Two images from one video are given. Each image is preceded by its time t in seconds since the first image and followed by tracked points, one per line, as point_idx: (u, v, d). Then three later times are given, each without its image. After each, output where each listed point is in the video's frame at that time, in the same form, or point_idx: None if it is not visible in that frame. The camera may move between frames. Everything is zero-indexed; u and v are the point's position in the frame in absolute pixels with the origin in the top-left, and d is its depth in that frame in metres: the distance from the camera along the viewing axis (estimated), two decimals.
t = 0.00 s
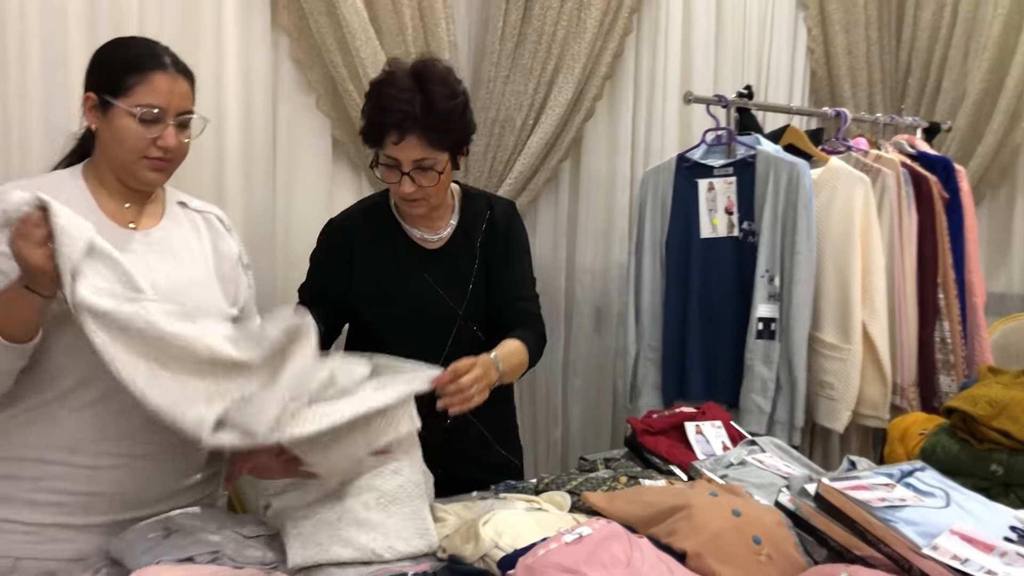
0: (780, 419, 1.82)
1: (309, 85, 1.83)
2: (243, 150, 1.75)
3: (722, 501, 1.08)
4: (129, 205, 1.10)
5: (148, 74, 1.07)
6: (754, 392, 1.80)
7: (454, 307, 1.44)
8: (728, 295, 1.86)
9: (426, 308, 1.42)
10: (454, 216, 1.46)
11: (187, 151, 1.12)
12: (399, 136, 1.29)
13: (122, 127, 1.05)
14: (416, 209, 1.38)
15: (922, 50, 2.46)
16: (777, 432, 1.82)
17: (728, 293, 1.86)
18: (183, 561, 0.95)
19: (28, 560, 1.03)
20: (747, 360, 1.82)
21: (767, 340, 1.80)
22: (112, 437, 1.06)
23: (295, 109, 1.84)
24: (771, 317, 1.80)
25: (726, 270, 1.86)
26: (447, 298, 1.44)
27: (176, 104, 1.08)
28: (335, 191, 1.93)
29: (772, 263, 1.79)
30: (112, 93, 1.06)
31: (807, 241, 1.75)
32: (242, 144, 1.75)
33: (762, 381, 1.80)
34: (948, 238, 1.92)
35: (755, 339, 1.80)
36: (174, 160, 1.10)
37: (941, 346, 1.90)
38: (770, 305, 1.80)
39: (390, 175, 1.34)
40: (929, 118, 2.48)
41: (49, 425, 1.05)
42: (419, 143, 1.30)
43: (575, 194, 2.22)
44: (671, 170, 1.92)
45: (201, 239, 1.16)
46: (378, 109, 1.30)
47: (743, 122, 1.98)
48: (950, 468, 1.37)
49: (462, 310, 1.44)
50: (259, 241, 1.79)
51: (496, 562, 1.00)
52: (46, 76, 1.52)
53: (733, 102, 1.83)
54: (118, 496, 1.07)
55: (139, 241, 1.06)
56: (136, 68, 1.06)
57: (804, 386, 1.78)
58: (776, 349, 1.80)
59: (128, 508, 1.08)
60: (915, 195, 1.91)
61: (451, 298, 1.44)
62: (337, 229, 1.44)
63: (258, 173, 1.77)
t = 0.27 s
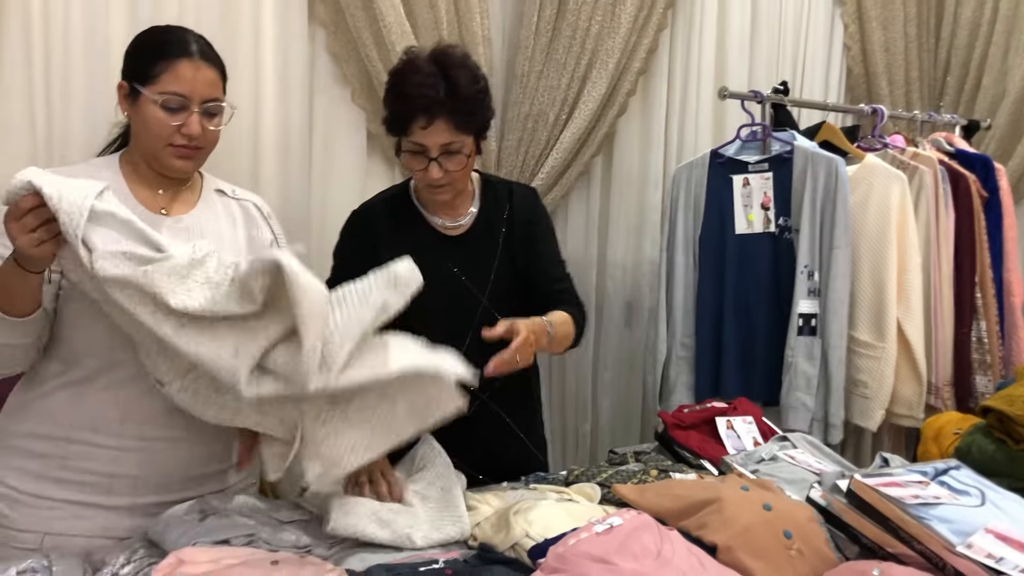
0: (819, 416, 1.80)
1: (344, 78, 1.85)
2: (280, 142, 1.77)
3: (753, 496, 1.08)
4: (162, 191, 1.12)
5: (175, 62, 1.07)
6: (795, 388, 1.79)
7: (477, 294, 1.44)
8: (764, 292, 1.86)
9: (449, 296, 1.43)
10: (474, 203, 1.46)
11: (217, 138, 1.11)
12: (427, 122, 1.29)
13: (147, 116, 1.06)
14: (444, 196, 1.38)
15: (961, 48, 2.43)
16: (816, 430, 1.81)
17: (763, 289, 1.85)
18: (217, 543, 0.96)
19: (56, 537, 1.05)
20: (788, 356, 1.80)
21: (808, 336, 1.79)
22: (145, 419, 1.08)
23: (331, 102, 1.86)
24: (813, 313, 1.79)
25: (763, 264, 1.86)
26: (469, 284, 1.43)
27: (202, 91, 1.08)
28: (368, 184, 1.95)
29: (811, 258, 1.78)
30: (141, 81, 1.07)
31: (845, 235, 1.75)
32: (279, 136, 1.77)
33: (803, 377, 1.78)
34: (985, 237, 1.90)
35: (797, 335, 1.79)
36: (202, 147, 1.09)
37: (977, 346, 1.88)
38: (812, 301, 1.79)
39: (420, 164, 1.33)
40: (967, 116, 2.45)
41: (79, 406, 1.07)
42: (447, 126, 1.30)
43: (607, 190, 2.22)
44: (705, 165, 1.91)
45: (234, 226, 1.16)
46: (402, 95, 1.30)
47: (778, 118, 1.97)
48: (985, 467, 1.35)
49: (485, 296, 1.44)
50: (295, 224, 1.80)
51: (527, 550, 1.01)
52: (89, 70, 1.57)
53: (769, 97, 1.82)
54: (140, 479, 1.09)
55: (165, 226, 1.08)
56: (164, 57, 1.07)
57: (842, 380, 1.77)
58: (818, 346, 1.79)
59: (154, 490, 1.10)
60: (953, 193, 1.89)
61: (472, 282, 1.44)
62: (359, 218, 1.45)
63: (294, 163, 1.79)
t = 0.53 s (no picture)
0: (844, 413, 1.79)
1: (368, 73, 1.85)
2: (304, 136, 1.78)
3: (775, 492, 1.08)
4: (168, 180, 1.13)
5: (176, 52, 1.07)
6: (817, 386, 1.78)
7: (514, 291, 1.41)
8: (787, 289, 1.85)
9: (487, 294, 1.40)
10: (515, 195, 1.45)
11: (220, 127, 1.12)
12: (496, 96, 1.30)
13: (151, 108, 1.07)
14: (492, 184, 1.36)
15: (989, 43, 2.40)
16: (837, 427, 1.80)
17: (787, 286, 1.84)
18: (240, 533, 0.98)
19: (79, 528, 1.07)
20: (811, 353, 1.80)
21: (831, 333, 1.78)
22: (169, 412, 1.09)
23: (354, 97, 1.87)
24: (837, 310, 1.78)
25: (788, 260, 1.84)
26: (508, 283, 1.41)
27: (203, 82, 1.08)
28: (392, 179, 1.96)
29: (836, 255, 1.77)
30: (144, 71, 1.07)
31: (871, 231, 1.74)
32: (303, 131, 1.78)
33: (826, 375, 1.78)
34: (1011, 235, 1.88)
35: (820, 332, 1.78)
36: (205, 137, 1.10)
37: (1002, 345, 1.86)
38: (837, 297, 1.77)
39: (478, 141, 1.32)
40: (995, 112, 2.42)
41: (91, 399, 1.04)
42: (514, 103, 1.32)
43: (629, 185, 2.21)
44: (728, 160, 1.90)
45: (242, 215, 1.17)
46: (465, 73, 1.31)
47: (802, 114, 1.96)
48: (1009, 466, 1.34)
49: (521, 291, 1.42)
50: (316, 222, 1.80)
51: (547, 544, 1.01)
52: (115, 65, 1.58)
53: (793, 94, 1.82)
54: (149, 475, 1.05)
55: (171, 214, 1.10)
56: (166, 47, 1.07)
57: (868, 378, 1.76)
58: (842, 343, 1.78)
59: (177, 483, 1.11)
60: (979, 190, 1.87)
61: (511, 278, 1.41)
62: (397, 213, 1.41)
63: (318, 157, 1.79)
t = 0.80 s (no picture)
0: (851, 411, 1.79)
1: (375, 71, 1.85)
2: (311, 133, 1.79)
3: (781, 489, 1.08)
4: (155, 177, 1.08)
5: (150, 51, 1.00)
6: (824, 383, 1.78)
7: (554, 285, 1.42)
8: (795, 287, 1.84)
9: (530, 287, 1.41)
10: (557, 194, 1.46)
11: (202, 126, 1.05)
12: (557, 89, 1.34)
13: (126, 109, 1.00)
14: (543, 176, 1.38)
15: (999, 40, 2.39)
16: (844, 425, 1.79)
17: (795, 284, 1.84)
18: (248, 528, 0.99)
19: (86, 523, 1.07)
20: (818, 350, 1.79)
21: (839, 331, 1.78)
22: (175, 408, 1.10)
23: (361, 95, 1.87)
24: (844, 307, 1.77)
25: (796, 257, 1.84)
26: (549, 277, 1.42)
27: (179, 81, 1.01)
28: (400, 177, 1.96)
29: (844, 252, 1.76)
30: (120, 69, 1.01)
31: (880, 229, 1.75)
32: (311, 127, 1.78)
33: (833, 372, 1.78)
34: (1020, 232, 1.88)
35: (828, 329, 1.78)
36: (185, 138, 1.04)
37: (1010, 343, 1.85)
38: (845, 295, 1.77)
39: (535, 130, 1.35)
40: (1005, 109, 2.41)
41: (93, 397, 1.02)
42: (570, 95, 1.36)
43: (636, 182, 2.21)
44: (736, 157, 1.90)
45: (234, 208, 1.12)
46: (524, 65, 1.35)
47: (810, 111, 1.95)
48: (1016, 464, 1.34)
49: (559, 286, 1.43)
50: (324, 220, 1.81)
51: (553, 540, 1.01)
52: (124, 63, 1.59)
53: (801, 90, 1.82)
54: (152, 473, 1.04)
55: (162, 211, 1.05)
56: (141, 45, 1.00)
57: (876, 376, 1.76)
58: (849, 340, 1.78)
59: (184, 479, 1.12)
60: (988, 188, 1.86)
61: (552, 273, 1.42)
62: (442, 201, 1.40)
63: (325, 156, 1.81)
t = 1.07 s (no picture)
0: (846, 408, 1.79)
1: (372, 68, 1.85)
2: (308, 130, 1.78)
3: (776, 485, 1.08)
4: (134, 175, 1.07)
5: (120, 56, 0.99)
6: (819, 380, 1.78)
7: (569, 273, 1.45)
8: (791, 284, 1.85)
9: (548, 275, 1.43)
10: (574, 184, 1.50)
11: (175, 129, 1.05)
12: (587, 85, 1.36)
13: (99, 112, 1.00)
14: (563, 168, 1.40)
15: (997, 37, 2.39)
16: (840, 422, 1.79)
17: (791, 281, 1.84)
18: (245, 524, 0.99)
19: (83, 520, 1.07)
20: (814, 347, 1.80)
21: (834, 328, 1.78)
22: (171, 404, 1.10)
23: (359, 92, 1.87)
24: (840, 304, 1.78)
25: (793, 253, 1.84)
26: (565, 265, 1.45)
27: (150, 86, 1.00)
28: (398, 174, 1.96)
29: (840, 249, 1.76)
30: (93, 71, 1.00)
31: (875, 226, 1.74)
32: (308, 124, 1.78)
33: (829, 368, 1.78)
34: (1017, 229, 1.88)
35: (823, 326, 1.78)
36: (159, 141, 1.04)
37: (1007, 339, 1.85)
38: (841, 292, 1.77)
39: (561, 123, 1.37)
40: (1002, 106, 2.41)
41: (88, 398, 1.01)
42: (597, 91, 1.38)
43: (634, 179, 2.21)
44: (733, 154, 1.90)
45: (214, 204, 1.12)
46: (556, 60, 1.37)
47: (807, 108, 1.96)
48: (1012, 460, 1.34)
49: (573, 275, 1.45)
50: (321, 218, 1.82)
51: (548, 536, 1.01)
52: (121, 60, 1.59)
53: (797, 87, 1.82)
54: (148, 471, 1.05)
55: (146, 210, 1.05)
56: (112, 49, 0.99)
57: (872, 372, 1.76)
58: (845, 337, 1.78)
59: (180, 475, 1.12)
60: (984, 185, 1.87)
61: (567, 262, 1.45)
62: (462, 187, 1.43)
63: (322, 154, 1.81)
